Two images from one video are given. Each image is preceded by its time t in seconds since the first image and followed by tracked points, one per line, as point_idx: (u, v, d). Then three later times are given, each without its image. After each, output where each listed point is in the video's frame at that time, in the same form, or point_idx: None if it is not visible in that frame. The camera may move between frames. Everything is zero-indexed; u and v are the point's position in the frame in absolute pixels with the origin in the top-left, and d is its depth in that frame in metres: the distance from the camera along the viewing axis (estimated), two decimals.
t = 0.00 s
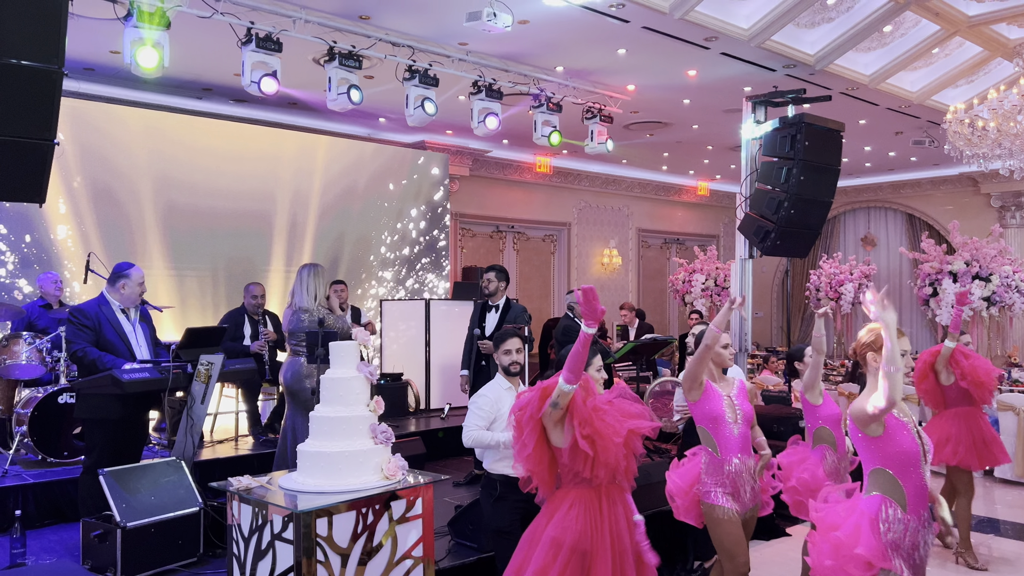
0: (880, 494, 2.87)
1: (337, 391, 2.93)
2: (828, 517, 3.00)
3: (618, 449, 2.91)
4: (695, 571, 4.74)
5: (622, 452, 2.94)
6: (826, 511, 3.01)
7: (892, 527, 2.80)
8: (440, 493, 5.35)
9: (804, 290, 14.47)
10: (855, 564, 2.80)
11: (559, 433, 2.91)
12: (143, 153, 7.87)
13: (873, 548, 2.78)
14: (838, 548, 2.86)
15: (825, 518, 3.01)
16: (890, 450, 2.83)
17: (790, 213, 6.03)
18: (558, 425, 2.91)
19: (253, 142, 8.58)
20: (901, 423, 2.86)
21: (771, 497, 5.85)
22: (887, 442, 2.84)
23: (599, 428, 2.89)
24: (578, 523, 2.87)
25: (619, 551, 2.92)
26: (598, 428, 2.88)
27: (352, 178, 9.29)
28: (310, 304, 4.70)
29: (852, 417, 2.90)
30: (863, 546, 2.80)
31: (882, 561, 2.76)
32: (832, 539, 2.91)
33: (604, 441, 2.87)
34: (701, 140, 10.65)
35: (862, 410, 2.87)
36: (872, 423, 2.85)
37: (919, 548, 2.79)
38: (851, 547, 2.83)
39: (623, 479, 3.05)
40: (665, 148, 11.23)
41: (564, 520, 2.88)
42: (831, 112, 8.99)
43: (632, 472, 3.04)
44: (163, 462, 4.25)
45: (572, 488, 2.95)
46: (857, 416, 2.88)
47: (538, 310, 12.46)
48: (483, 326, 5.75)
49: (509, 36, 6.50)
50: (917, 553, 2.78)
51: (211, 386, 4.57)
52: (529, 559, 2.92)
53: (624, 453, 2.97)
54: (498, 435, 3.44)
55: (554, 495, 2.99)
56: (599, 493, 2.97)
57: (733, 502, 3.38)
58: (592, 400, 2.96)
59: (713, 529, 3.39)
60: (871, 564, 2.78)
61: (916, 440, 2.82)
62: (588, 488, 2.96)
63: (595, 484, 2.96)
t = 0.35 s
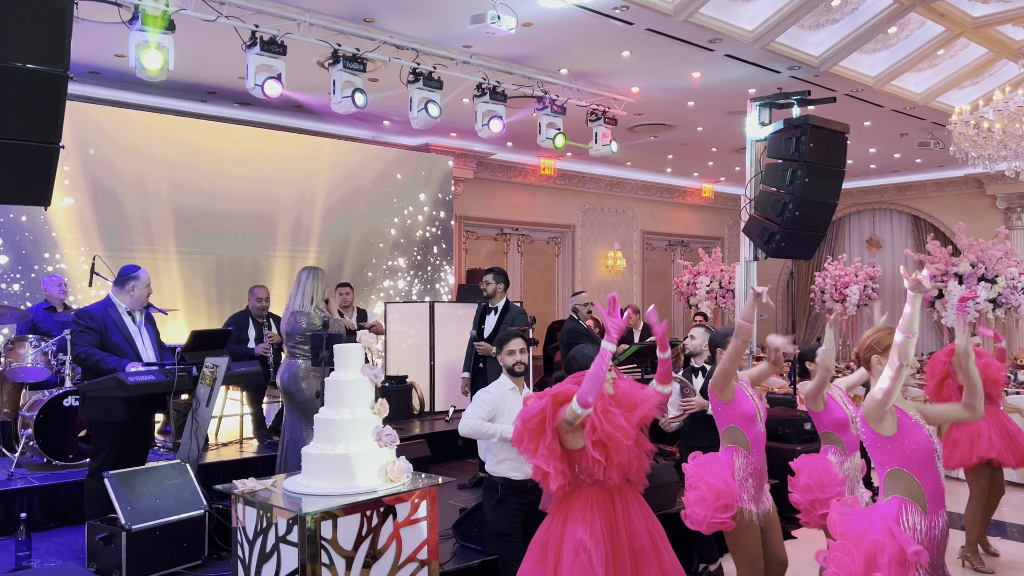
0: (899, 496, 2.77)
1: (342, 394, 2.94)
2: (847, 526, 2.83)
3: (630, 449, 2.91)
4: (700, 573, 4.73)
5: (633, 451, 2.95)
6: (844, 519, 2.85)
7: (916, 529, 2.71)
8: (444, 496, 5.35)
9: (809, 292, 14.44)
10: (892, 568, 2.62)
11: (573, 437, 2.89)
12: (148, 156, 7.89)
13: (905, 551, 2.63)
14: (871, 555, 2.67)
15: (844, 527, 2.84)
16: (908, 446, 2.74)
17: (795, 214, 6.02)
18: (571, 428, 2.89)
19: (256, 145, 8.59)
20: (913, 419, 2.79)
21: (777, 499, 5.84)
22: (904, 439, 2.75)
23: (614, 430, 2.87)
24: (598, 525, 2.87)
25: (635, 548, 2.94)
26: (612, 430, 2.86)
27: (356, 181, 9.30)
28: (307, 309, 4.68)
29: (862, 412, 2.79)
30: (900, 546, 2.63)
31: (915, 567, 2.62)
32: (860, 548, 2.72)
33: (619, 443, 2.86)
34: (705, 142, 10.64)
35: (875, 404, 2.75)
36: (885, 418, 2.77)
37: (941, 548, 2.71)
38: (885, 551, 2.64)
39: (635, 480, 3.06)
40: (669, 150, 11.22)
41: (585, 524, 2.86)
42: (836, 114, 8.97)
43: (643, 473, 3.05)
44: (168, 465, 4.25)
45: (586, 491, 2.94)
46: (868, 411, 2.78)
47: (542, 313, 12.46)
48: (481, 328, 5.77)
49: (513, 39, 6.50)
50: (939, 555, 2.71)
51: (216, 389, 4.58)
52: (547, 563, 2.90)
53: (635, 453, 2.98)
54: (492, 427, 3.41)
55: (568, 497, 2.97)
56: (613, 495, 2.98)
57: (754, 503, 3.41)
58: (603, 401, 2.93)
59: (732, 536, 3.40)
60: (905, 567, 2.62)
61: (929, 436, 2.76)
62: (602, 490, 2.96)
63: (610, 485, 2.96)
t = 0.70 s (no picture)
0: (892, 496, 2.72)
1: (346, 392, 2.94)
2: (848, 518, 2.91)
3: (633, 461, 2.84)
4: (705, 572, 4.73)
5: (637, 462, 2.88)
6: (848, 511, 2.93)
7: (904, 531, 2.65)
8: (449, 494, 5.35)
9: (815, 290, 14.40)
10: (863, 564, 2.69)
11: (569, 446, 2.86)
12: (153, 155, 7.91)
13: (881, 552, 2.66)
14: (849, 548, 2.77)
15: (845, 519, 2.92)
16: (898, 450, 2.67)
17: (800, 213, 6.01)
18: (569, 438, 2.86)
19: (260, 144, 8.60)
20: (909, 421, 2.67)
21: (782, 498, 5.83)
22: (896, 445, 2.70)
23: (611, 442, 2.83)
24: (588, 530, 2.84)
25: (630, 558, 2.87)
26: (609, 442, 2.82)
27: (361, 180, 9.31)
28: (308, 308, 4.66)
29: (858, 424, 2.73)
30: (869, 544, 2.70)
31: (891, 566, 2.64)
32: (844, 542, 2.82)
33: (616, 456, 2.81)
34: (710, 141, 10.62)
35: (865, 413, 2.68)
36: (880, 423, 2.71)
37: (937, 551, 2.64)
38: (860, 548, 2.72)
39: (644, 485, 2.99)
40: (673, 148, 11.19)
41: (573, 524, 2.86)
42: (842, 112, 8.94)
43: (652, 478, 2.97)
44: (173, 463, 4.26)
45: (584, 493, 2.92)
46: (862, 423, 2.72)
47: (547, 312, 12.45)
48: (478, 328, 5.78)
49: (517, 37, 6.50)
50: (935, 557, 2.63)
51: (221, 388, 4.56)
52: (541, 561, 2.94)
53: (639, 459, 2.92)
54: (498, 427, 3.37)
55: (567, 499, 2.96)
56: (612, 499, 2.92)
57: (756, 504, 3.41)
58: (604, 413, 2.87)
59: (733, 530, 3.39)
60: (878, 565, 2.66)
61: (926, 440, 2.64)
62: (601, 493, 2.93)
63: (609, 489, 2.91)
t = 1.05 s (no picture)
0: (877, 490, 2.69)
1: (345, 389, 2.93)
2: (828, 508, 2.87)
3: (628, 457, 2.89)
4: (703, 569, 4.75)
5: (631, 459, 2.93)
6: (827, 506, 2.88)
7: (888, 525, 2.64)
8: (448, 492, 5.36)
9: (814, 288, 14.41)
10: (857, 558, 2.64)
11: (569, 439, 2.87)
12: (152, 153, 7.90)
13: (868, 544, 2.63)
14: (836, 545, 2.71)
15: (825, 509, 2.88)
16: (886, 448, 2.65)
17: (799, 210, 6.02)
18: (569, 431, 2.88)
19: (259, 142, 8.59)
20: (896, 420, 2.65)
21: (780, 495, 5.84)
22: (882, 443, 2.66)
23: (611, 437, 2.87)
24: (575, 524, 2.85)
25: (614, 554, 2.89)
26: (610, 436, 2.86)
27: (360, 178, 9.31)
28: (304, 305, 4.66)
29: (844, 426, 2.63)
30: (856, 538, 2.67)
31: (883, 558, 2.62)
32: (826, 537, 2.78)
33: (614, 451, 2.84)
34: (709, 138, 10.62)
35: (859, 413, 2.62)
36: (868, 428, 2.62)
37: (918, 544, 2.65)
38: (848, 543, 2.68)
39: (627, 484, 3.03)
40: (673, 145, 11.19)
41: (560, 516, 2.86)
42: (841, 109, 8.93)
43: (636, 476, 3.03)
44: (173, 461, 4.26)
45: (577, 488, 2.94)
46: (848, 427, 2.62)
47: (546, 310, 12.46)
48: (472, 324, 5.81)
49: (516, 35, 6.49)
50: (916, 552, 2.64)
51: (220, 386, 4.53)
52: (521, 553, 2.93)
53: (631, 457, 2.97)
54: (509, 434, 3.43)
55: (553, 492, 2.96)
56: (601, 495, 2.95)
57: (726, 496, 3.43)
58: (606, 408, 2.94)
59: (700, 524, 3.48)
60: (872, 557, 2.63)
61: (911, 439, 2.65)
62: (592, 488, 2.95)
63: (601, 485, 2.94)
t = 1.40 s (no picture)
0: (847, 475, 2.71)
1: (339, 380, 2.91)
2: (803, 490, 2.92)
3: (615, 446, 2.89)
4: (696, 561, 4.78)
5: (618, 447, 2.92)
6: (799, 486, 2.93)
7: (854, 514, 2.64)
8: (443, 484, 5.36)
9: (809, 282, 14.45)
10: (815, 540, 2.72)
11: (554, 428, 2.86)
12: (145, 144, 7.85)
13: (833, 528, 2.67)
14: (801, 524, 2.79)
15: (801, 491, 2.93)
16: (858, 439, 2.66)
17: (794, 203, 6.03)
18: (554, 421, 2.87)
19: (253, 133, 8.55)
20: (870, 412, 2.65)
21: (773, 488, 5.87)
22: (855, 432, 2.66)
23: (597, 425, 2.86)
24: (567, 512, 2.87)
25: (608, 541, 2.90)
26: (596, 426, 2.85)
27: (355, 169, 9.29)
28: (298, 297, 4.63)
29: (817, 416, 2.66)
30: (821, 522, 2.71)
31: (843, 544, 2.66)
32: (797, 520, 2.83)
33: (601, 440, 2.84)
34: (705, 131, 10.62)
35: (830, 406, 2.64)
36: (840, 418, 2.64)
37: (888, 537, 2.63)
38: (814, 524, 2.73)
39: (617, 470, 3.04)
40: (668, 139, 11.18)
41: (552, 506, 2.89)
42: (837, 103, 8.92)
43: (626, 464, 3.03)
44: (167, 452, 4.25)
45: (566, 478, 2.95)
46: (820, 418, 2.65)
47: (541, 303, 12.46)
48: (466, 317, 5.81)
49: (512, 26, 6.47)
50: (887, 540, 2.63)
51: (215, 377, 4.52)
52: (517, 543, 2.95)
53: (619, 445, 2.96)
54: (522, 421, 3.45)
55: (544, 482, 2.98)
56: (591, 483, 2.95)
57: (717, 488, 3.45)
58: (589, 397, 2.91)
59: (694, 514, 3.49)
60: (830, 542, 2.68)
61: (885, 430, 2.65)
62: (582, 477, 2.96)
63: (590, 474, 2.95)
